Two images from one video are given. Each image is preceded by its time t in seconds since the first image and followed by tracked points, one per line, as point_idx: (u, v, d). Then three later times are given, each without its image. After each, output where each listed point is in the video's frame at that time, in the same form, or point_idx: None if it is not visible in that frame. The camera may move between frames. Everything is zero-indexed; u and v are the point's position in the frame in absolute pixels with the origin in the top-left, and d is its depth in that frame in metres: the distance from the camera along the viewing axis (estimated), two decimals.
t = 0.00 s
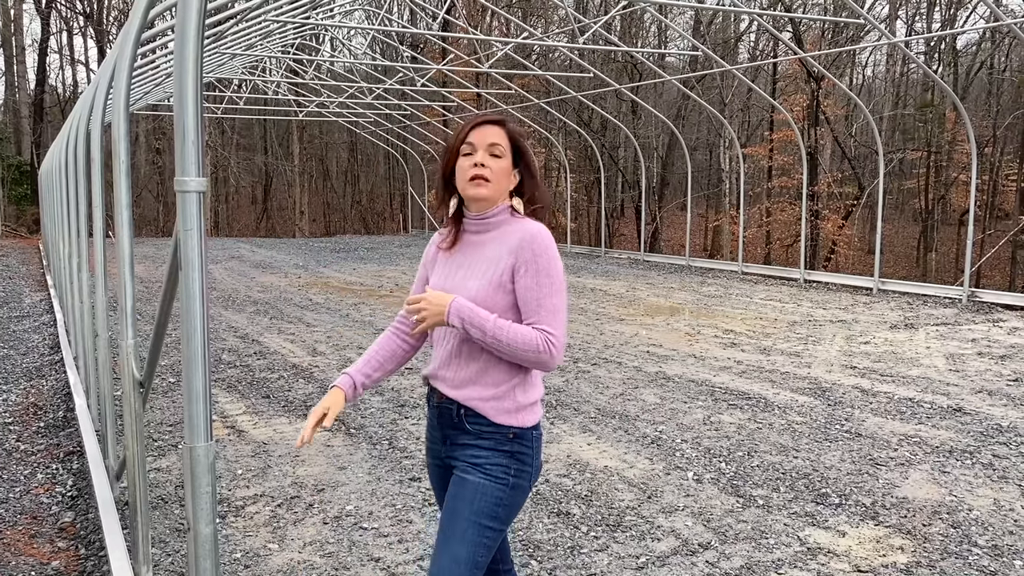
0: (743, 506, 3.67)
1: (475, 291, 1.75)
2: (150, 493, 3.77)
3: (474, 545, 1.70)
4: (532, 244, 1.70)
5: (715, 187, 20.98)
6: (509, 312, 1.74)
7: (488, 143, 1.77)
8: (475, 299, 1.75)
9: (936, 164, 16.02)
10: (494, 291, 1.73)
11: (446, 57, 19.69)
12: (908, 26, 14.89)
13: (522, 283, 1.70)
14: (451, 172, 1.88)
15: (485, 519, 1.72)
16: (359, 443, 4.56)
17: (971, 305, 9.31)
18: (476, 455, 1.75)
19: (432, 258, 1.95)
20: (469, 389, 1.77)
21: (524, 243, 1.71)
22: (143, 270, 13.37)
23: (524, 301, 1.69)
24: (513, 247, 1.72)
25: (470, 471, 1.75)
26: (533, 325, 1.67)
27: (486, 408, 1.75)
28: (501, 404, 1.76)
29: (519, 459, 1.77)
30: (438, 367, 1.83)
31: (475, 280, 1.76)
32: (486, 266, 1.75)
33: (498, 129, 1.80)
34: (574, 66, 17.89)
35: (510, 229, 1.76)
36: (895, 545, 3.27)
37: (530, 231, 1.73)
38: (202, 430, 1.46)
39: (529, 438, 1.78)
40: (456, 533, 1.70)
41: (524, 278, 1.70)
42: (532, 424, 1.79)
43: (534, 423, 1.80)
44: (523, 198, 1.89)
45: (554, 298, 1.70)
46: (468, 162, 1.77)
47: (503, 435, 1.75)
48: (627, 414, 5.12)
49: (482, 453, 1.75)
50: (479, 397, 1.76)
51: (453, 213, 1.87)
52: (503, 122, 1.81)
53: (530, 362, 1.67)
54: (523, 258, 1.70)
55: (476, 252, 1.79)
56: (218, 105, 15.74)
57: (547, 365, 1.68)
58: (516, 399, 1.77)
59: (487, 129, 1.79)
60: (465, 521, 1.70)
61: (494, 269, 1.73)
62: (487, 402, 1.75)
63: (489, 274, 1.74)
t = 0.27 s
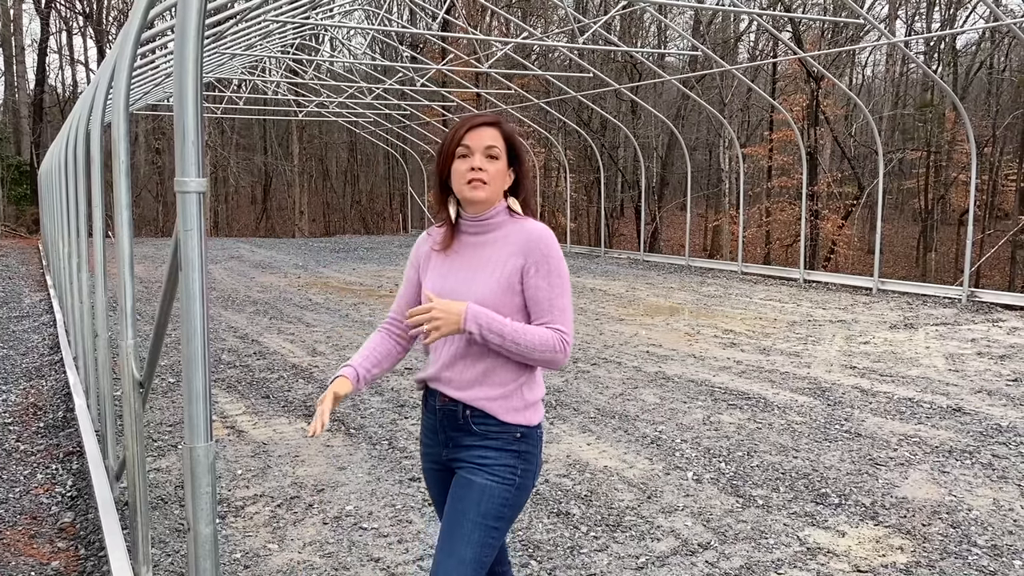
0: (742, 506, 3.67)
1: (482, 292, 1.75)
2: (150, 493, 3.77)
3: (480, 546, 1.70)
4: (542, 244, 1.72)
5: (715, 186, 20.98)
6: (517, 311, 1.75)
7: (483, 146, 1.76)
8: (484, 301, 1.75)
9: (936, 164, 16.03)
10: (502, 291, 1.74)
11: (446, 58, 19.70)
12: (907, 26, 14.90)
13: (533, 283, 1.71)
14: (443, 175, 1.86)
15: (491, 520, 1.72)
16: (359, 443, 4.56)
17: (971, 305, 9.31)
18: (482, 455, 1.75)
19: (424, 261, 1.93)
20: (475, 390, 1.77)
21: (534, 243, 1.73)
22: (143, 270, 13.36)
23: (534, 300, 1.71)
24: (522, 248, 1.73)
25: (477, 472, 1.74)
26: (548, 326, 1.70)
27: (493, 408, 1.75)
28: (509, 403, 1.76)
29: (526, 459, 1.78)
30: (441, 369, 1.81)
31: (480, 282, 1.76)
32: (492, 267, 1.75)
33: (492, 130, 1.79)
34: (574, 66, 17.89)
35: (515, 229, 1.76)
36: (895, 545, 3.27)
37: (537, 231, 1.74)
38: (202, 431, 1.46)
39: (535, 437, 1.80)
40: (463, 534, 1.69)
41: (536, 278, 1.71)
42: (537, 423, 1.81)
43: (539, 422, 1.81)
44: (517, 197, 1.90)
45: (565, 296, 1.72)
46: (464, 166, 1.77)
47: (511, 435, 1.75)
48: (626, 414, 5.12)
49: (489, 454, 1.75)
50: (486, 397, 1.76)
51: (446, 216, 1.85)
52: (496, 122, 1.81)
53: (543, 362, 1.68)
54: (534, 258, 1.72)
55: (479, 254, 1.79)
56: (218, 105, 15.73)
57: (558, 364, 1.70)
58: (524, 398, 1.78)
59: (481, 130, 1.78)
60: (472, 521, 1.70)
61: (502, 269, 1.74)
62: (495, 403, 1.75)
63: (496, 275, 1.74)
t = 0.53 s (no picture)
0: (742, 506, 3.67)
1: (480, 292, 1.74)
2: (150, 493, 3.77)
3: (479, 546, 1.70)
4: (542, 244, 1.72)
5: (715, 186, 20.99)
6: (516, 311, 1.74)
7: (486, 146, 1.76)
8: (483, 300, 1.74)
9: (935, 164, 16.05)
10: (500, 291, 1.74)
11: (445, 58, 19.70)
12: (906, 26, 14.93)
13: (531, 282, 1.71)
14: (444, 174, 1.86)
15: (491, 520, 1.72)
16: (359, 443, 4.56)
17: (971, 304, 9.31)
18: (483, 454, 1.75)
19: (423, 262, 1.93)
20: (474, 390, 1.77)
21: (533, 243, 1.72)
22: (142, 270, 13.35)
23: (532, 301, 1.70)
24: (522, 247, 1.73)
25: (476, 472, 1.74)
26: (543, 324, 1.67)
27: (492, 408, 1.75)
28: (508, 403, 1.76)
29: (525, 459, 1.78)
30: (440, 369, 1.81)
31: (480, 281, 1.75)
32: (491, 267, 1.75)
33: (494, 130, 1.79)
34: (574, 66, 17.90)
35: (516, 231, 1.76)
36: (894, 544, 3.27)
37: (536, 233, 1.74)
38: (202, 430, 1.46)
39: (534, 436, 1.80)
40: (462, 533, 1.69)
41: (534, 277, 1.70)
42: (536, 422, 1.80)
43: (538, 421, 1.81)
44: (518, 197, 1.90)
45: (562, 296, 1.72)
46: (465, 167, 1.77)
47: (510, 435, 1.75)
48: (626, 414, 5.12)
49: (488, 454, 1.75)
50: (484, 396, 1.76)
51: (446, 216, 1.86)
52: (496, 121, 1.81)
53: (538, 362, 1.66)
54: (532, 257, 1.71)
55: (478, 255, 1.78)
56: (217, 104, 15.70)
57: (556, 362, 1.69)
58: (522, 398, 1.78)
59: (482, 131, 1.77)
60: (472, 520, 1.70)
61: (501, 269, 1.73)
62: (493, 403, 1.75)
63: (495, 274, 1.74)
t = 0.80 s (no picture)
0: (741, 505, 3.67)
1: (477, 295, 1.74)
2: (149, 493, 3.77)
3: (475, 547, 1.70)
4: (539, 247, 1.71)
5: (715, 186, 20.98)
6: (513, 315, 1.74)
7: (486, 147, 1.76)
8: (480, 302, 1.74)
9: (935, 163, 16.05)
10: (497, 294, 1.73)
11: (445, 57, 19.69)
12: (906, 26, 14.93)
13: (527, 284, 1.70)
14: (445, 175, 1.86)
15: (488, 521, 1.72)
16: (358, 443, 4.56)
17: (970, 304, 9.31)
18: (479, 456, 1.75)
19: (424, 263, 1.93)
20: (470, 391, 1.76)
21: (531, 245, 1.72)
22: (141, 270, 13.35)
23: (528, 305, 1.69)
24: (519, 250, 1.72)
25: (472, 473, 1.74)
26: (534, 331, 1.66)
27: (489, 410, 1.75)
28: (505, 404, 1.75)
29: (521, 460, 1.77)
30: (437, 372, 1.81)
31: (477, 284, 1.75)
32: (489, 270, 1.74)
33: (495, 131, 1.79)
34: (573, 66, 17.89)
35: (516, 233, 1.75)
36: (892, 544, 3.27)
37: (534, 236, 1.73)
38: (200, 430, 1.46)
39: (531, 438, 1.79)
40: (458, 535, 1.69)
41: (530, 279, 1.70)
42: (533, 424, 1.80)
43: (535, 422, 1.81)
44: (519, 198, 1.90)
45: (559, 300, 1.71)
46: (465, 168, 1.77)
47: (506, 436, 1.75)
48: (625, 414, 5.12)
49: (484, 455, 1.74)
50: (480, 397, 1.75)
51: (447, 217, 1.86)
52: (497, 122, 1.80)
53: (528, 368, 1.65)
54: (529, 260, 1.71)
55: (476, 257, 1.78)
56: (217, 104, 15.69)
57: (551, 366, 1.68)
58: (519, 400, 1.77)
59: (483, 132, 1.78)
60: (466, 523, 1.70)
61: (499, 272, 1.73)
62: (489, 405, 1.75)
63: (492, 277, 1.73)
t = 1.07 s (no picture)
0: (740, 506, 3.67)
1: (477, 296, 1.74)
2: (148, 493, 3.77)
3: (475, 549, 1.71)
4: (537, 248, 1.72)
5: (714, 186, 21.01)
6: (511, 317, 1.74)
7: (484, 149, 1.77)
8: (480, 302, 1.74)
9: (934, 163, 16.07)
10: (497, 296, 1.73)
11: (445, 58, 19.70)
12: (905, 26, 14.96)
13: (526, 285, 1.70)
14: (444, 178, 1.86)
15: (487, 523, 1.72)
16: (358, 443, 4.56)
17: (969, 305, 9.33)
18: (478, 457, 1.75)
19: (424, 264, 1.93)
20: (470, 393, 1.76)
21: (530, 246, 1.72)
22: (140, 270, 13.35)
23: (526, 307, 1.69)
24: (518, 251, 1.73)
25: (473, 474, 1.74)
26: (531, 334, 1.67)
27: (488, 412, 1.75)
28: (504, 406, 1.75)
29: (521, 462, 1.77)
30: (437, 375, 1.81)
31: (477, 285, 1.75)
32: (489, 271, 1.74)
33: (493, 132, 1.79)
34: (573, 66, 17.91)
35: (516, 234, 1.76)
36: (891, 545, 3.28)
37: (533, 239, 1.74)
38: (199, 431, 1.46)
39: (530, 440, 1.79)
40: (458, 537, 1.70)
41: (529, 280, 1.70)
42: (532, 426, 1.80)
43: (535, 424, 1.81)
44: (519, 199, 1.90)
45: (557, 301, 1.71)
46: (463, 171, 1.77)
47: (506, 439, 1.75)
48: (625, 414, 5.13)
49: (484, 457, 1.75)
50: (480, 399, 1.75)
51: (447, 218, 1.86)
52: (495, 124, 1.81)
53: (523, 371, 1.66)
54: (528, 260, 1.71)
55: (476, 258, 1.78)
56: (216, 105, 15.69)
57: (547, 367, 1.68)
58: (518, 402, 1.77)
59: (481, 134, 1.78)
60: (467, 525, 1.70)
61: (498, 274, 1.73)
62: (489, 407, 1.74)
63: (491, 279, 1.73)
